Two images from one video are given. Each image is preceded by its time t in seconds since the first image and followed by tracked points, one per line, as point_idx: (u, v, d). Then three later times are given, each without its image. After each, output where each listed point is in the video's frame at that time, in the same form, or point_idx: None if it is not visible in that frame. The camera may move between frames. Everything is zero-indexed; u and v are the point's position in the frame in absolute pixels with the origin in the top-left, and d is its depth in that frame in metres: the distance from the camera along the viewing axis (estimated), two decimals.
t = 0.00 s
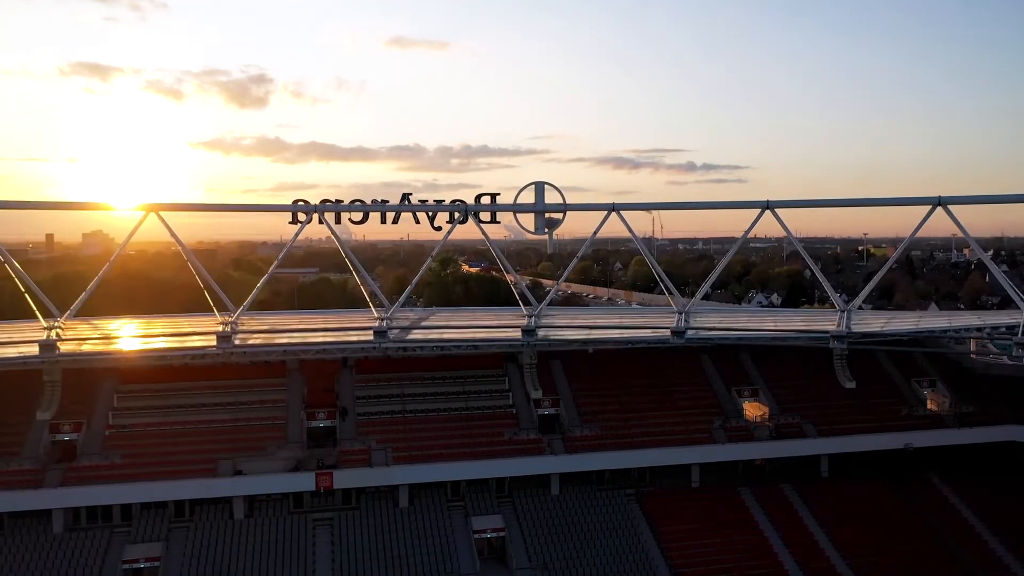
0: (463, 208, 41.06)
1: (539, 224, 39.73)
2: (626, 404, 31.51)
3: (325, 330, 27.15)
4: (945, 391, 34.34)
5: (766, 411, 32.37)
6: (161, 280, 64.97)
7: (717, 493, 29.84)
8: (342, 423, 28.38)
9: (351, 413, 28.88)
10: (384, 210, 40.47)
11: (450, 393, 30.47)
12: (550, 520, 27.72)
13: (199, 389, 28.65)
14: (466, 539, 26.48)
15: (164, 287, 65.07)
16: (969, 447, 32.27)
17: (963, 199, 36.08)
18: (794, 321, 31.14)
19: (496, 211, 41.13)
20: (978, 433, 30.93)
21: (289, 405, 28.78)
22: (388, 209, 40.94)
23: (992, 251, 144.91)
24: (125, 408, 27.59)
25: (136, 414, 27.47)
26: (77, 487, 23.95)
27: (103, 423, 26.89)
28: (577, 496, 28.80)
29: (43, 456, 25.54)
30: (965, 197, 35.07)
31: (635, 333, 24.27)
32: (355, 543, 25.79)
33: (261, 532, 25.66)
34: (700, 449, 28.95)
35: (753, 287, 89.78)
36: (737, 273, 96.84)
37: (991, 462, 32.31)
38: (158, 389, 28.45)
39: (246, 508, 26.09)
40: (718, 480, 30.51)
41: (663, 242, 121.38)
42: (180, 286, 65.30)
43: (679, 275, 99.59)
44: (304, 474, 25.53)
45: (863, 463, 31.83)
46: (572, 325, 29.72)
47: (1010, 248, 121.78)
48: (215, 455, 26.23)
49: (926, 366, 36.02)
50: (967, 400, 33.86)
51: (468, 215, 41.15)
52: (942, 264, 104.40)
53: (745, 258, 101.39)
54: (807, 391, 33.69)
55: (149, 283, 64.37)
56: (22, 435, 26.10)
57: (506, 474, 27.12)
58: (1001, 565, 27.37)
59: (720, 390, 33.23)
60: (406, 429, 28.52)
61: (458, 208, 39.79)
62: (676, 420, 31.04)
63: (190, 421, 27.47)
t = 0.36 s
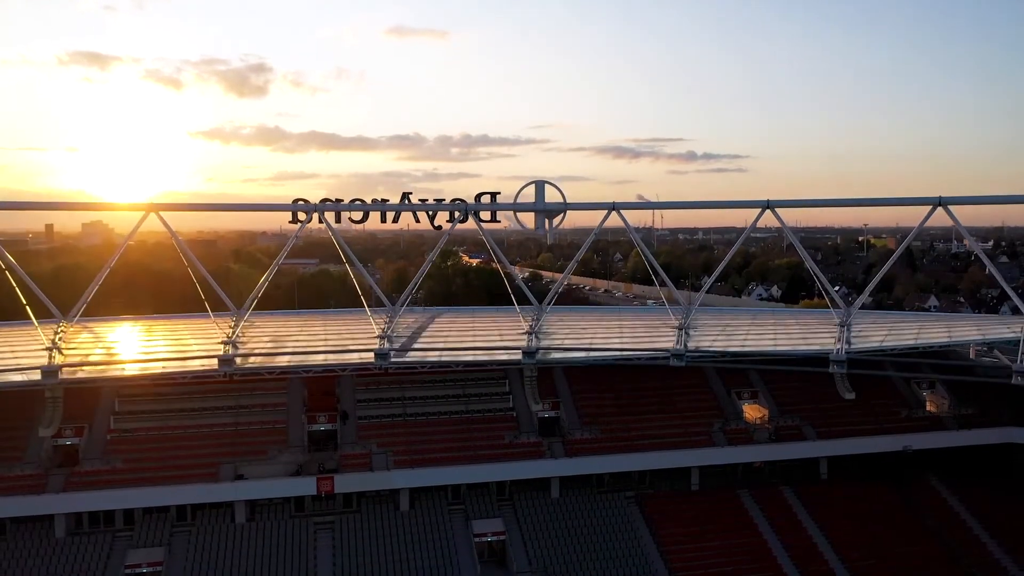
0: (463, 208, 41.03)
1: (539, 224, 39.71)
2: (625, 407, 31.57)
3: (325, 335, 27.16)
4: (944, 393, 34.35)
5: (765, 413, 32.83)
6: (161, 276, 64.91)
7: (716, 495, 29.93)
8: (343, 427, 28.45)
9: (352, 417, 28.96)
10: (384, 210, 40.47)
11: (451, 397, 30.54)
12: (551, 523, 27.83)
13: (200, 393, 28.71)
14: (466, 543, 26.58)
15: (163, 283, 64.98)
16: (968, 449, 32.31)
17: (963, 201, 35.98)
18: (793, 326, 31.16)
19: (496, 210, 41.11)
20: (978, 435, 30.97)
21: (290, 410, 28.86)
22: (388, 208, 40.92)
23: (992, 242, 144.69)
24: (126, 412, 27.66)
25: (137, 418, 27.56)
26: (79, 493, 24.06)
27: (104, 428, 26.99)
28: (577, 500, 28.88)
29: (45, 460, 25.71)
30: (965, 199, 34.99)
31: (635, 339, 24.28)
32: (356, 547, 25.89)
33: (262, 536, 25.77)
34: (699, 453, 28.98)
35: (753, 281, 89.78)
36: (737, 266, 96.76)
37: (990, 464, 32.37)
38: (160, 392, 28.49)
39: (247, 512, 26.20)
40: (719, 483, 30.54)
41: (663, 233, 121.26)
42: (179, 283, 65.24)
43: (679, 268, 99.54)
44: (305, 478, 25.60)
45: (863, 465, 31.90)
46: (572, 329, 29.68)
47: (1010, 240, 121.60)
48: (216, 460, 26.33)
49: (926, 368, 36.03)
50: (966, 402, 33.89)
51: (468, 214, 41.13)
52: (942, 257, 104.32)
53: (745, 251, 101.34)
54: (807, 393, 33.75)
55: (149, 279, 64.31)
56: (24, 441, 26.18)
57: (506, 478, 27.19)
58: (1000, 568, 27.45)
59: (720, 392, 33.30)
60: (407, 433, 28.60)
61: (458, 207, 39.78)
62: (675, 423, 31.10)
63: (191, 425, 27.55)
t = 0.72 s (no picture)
0: (463, 207, 41.00)
1: (539, 224, 39.71)
2: (625, 409, 31.65)
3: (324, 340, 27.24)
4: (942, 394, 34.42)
5: (765, 415, 32.78)
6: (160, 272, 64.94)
7: (715, 498, 30.03)
8: (343, 430, 28.54)
9: (352, 420, 29.05)
10: (384, 210, 40.49)
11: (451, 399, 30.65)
12: (551, 526, 27.95)
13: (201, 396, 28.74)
14: (466, 547, 26.67)
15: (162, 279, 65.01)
16: (966, 450, 32.39)
17: (963, 201, 35.97)
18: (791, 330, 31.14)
19: (495, 210, 41.11)
20: (975, 437, 31.05)
21: (290, 413, 28.95)
22: (388, 208, 40.90)
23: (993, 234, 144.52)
24: (127, 416, 27.71)
25: (138, 422, 27.62)
26: (80, 498, 24.14)
27: (106, 432, 27.06)
28: (577, 503, 28.97)
29: (47, 464, 25.77)
30: (964, 200, 34.98)
31: (635, 343, 24.28)
32: (357, 551, 26.01)
33: (263, 539, 25.87)
34: (699, 456, 29.06)
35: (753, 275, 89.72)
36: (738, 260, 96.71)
37: (988, 465, 32.44)
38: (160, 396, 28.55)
39: (248, 516, 26.28)
40: (718, 486, 30.62)
41: (664, 225, 121.09)
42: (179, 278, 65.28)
43: (680, 261, 99.46)
44: (306, 483, 25.67)
45: (861, 468, 32.00)
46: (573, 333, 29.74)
47: (1011, 231, 121.40)
48: (217, 464, 26.40)
49: (924, 369, 36.10)
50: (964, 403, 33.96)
51: (468, 214, 41.10)
52: (943, 249, 104.18)
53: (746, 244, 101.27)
54: (805, 395, 33.83)
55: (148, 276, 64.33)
56: (25, 445, 26.27)
57: (506, 482, 27.28)
58: (997, 571, 27.54)
59: (719, 394, 33.36)
60: (407, 436, 28.69)
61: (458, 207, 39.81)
62: (674, 426, 31.20)
63: (191, 428, 27.61)
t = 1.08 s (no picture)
0: (463, 207, 41.02)
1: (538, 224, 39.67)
2: (625, 411, 31.71)
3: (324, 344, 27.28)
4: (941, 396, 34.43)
5: (764, 417, 32.90)
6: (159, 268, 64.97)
7: (715, 501, 30.12)
8: (344, 434, 28.63)
9: (353, 423, 29.13)
10: (384, 210, 40.47)
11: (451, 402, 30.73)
12: (551, 530, 28.08)
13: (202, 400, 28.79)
14: (467, 551, 26.79)
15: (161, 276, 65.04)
16: (965, 452, 32.41)
17: (963, 202, 35.84)
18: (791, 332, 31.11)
19: (495, 209, 41.07)
20: (974, 440, 31.08)
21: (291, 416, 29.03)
22: (388, 207, 40.88)
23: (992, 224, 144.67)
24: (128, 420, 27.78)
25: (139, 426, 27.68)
26: (82, 502, 24.22)
27: (107, 436, 27.14)
28: (577, 506, 29.07)
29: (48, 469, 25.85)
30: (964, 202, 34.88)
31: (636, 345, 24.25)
32: (358, 555, 26.14)
33: (264, 543, 26.00)
34: (698, 459, 29.12)
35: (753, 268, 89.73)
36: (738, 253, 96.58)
37: (986, 467, 32.48)
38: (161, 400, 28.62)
39: (250, 520, 26.41)
40: (718, 488, 30.69)
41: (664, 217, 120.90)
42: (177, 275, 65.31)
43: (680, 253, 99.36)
44: (306, 487, 25.75)
45: (860, 470, 32.04)
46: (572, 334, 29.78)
47: (1012, 221, 121.15)
48: (219, 469, 26.48)
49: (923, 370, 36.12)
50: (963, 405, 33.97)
51: (469, 214, 41.14)
52: (943, 240, 104.00)
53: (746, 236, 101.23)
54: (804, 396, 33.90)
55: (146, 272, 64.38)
56: (27, 450, 26.36)
57: (506, 485, 27.37)
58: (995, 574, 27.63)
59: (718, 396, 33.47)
60: (408, 440, 28.76)
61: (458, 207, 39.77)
62: (674, 429, 31.28)
63: (192, 432, 27.68)
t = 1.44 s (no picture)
0: (463, 207, 41.03)
1: (538, 224, 39.63)
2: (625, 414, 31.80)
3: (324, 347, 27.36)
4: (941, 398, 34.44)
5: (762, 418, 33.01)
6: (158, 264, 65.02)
7: (714, 503, 30.26)
8: (345, 437, 28.71)
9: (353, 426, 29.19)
10: (384, 209, 40.49)
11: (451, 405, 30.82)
12: (551, 533, 28.23)
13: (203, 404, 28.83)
14: (467, 554, 26.94)
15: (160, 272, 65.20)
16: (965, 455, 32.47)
17: (965, 203, 35.60)
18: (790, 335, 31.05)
19: (495, 208, 41.04)
20: (972, 443, 31.16)
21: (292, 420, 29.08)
22: (388, 207, 40.85)
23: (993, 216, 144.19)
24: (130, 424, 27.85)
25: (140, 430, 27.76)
26: (84, 507, 24.36)
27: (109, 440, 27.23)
28: (577, 508, 29.22)
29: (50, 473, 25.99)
30: (965, 203, 34.66)
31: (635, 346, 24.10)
32: (359, 558, 26.29)
33: (266, 547, 26.17)
34: (698, 462, 29.23)
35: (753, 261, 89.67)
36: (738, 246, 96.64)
37: (986, 469, 32.55)
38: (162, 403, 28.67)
39: (251, 524, 26.57)
40: (717, 491, 30.79)
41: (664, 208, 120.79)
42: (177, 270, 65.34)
43: (680, 246, 99.36)
44: (307, 492, 25.84)
45: (859, 472, 32.07)
46: (572, 335, 29.75)
47: (1012, 212, 120.96)
48: (220, 473, 26.60)
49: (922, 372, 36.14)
50: (962, 406, 33.94)
51: (469, 213, 41.15)
52: (943, 233, 103.87)
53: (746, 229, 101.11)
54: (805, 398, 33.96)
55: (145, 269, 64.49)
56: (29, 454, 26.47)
57: (506, 489, 27.47)
58: None
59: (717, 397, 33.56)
60: (408, 443, 28.82)
61: (457, 206, 39.80)
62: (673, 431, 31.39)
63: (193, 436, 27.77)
